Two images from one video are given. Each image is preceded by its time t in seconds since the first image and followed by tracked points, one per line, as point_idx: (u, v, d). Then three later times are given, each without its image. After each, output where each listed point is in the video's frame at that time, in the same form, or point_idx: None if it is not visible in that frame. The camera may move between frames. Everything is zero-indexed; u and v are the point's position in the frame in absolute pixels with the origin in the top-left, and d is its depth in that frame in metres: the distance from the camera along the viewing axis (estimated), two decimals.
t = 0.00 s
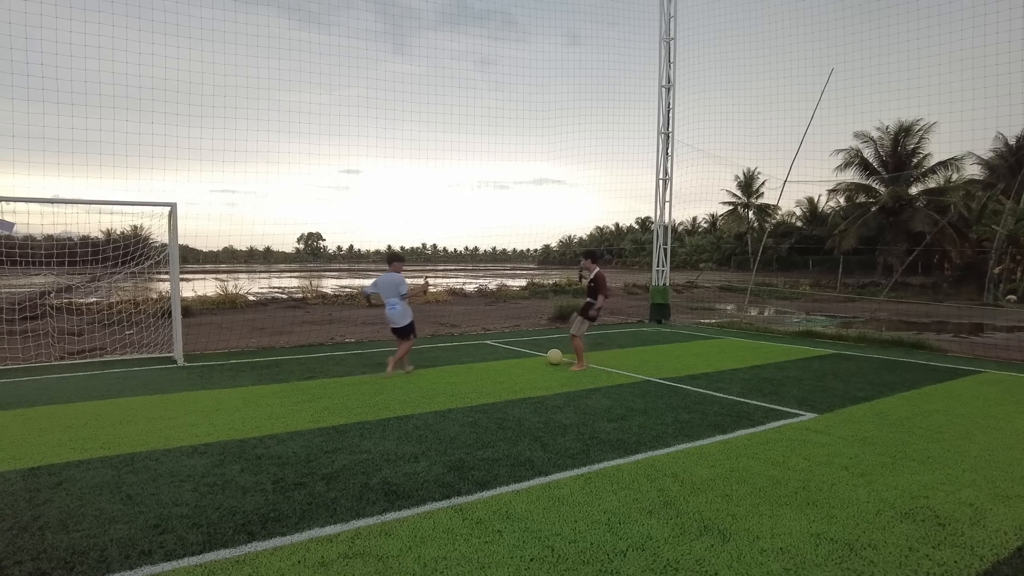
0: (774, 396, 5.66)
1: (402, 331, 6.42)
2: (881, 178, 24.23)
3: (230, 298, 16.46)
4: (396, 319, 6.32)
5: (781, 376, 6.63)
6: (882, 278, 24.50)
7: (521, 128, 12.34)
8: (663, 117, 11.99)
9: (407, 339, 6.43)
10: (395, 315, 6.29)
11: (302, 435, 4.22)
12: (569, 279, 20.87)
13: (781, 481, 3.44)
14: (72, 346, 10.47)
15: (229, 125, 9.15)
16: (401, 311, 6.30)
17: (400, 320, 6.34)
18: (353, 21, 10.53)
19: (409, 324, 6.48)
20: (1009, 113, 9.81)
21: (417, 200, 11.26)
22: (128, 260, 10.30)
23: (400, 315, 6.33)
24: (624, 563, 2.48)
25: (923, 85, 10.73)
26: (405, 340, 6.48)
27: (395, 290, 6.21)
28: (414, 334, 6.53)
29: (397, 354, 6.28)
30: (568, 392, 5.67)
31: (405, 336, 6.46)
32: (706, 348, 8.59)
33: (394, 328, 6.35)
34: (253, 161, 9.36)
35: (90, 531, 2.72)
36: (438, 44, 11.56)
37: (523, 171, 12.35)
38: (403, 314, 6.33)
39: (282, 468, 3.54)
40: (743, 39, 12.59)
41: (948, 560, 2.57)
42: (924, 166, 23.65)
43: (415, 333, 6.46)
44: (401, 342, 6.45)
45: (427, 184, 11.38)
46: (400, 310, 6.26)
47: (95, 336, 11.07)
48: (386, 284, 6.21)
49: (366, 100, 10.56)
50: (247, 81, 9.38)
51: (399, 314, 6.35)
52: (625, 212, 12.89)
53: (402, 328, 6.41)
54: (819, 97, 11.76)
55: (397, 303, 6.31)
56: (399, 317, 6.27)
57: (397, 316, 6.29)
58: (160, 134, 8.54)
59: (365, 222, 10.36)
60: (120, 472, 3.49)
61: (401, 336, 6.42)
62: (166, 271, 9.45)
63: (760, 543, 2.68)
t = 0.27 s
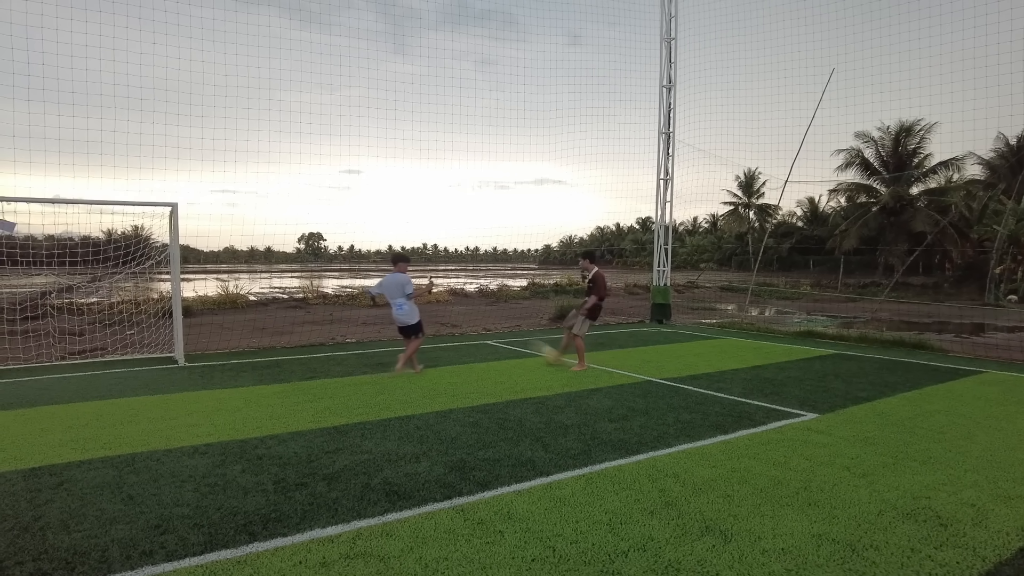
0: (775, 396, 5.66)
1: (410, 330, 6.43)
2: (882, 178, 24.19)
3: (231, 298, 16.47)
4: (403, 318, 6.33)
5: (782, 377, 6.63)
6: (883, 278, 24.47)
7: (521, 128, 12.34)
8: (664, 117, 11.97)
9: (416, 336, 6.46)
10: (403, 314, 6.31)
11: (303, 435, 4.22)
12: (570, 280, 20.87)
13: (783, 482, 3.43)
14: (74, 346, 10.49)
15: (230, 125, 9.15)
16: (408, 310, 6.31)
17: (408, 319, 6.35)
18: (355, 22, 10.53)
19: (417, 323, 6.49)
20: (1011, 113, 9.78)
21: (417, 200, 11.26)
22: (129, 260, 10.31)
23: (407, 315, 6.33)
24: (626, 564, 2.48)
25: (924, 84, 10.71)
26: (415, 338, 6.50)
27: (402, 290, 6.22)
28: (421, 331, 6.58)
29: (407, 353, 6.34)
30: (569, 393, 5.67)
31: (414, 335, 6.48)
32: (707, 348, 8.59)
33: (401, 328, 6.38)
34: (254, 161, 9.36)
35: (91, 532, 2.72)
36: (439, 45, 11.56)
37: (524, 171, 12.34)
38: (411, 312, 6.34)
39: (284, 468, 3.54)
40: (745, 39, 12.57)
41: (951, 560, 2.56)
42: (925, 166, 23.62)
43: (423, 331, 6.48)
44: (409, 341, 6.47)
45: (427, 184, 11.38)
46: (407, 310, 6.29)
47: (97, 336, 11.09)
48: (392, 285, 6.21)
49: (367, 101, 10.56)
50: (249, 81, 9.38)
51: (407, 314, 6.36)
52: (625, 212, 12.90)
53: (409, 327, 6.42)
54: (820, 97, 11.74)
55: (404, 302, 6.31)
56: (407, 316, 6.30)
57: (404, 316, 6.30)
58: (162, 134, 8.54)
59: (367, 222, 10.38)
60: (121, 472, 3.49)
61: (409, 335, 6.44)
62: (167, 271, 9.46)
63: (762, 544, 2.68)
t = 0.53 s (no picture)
0: (777, 396, 5.66)
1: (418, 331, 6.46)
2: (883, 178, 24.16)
3: (232, 298, 16.48)
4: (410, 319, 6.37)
5: (783, 377, 6.62)
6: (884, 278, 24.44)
7: (522, 128, 12.34)
8: (664, 117, 11.96)
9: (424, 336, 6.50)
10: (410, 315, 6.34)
11: (304, 436, 4.21)
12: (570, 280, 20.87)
13: (785, 482, 3.43)
14: (75, 346, 10.50)
15: (230, 125, 9.14)
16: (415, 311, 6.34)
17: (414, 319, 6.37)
18: (356, 21, 10.53)
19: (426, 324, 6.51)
20: (1012, 113, 9.76)
21: (418, 200, 11.27)
22: (130, 260, 10.32)
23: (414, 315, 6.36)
24: (628, 564, 2.47)
25: (925, 85, 10.69)
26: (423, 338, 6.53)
27: (409, 292, 6.26)
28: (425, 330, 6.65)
29: (417, 353, 6.40)
30: (570, 393, 5.66)
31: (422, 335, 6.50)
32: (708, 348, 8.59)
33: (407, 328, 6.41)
34: (255, 161, 9.37)
35: (92, 532, 2.72)
36: (440, 44, 11.55)
37: (524, 171, 12.35)
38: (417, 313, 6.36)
39: (285, 469, 3.54)
40: (745, 39, 12.56)
41: (953, 561, 2.56)
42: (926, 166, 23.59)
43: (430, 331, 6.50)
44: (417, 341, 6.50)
45: (428, 185, 11.38)
46: (414, 310, 6.33)
47: (98, 336, 11.09)
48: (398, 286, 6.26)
49: (367, 100, 10.55)
50: (249, 81, 9.37)
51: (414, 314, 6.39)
52: (626, 212, 12.90)
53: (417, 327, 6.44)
54: (821, 98, 11.74)
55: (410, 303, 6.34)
56: (414, 317, 6.34)
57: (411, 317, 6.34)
58: (163, 134, 8.53)
59: (367, 222, 10.39)
60: (122, 472, 3.48)
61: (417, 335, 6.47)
62: (168, 271, 9.46)
63: (764, 544, 2.67)
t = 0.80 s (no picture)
0: (778, 396, 5.65)
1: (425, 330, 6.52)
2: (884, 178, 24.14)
3: (232, 298, 16.49)
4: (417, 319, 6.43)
5: (784, 377, 6.62)
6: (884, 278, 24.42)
7: (523, 129, 12.35)
8: (664, 117, 11.95)
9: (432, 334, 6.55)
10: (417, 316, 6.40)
11: (305, 436, 4.21)
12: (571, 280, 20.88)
13: (786, 483, 3.42)
14: (76, 346, 10.51)
15: (230, 125, 9.14)
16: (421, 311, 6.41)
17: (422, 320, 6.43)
18: (356, 22, 10.52)
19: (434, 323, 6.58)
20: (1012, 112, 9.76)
21: (419, 200, 11.28)
22: (130, 260, 10.33)
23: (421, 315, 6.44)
24: (629, 565, 2.47)
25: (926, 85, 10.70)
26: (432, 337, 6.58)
27: (415, 293, 6.34)
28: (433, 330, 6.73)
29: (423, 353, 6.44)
30: (571, 393, 5.66)
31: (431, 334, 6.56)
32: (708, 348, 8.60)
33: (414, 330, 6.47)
34: (256, 161, 9.38)
35: (93, 532, 2.72)
36: (441, 44, 11.55)
37: (525, 171, 12.36)
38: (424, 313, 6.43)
39: (286, 469, 3.53)
40: (746, 39, 12.57)
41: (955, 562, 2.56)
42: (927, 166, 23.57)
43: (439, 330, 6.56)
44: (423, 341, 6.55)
45: (429, 185, 11.39)
46: (421, 311, 6.40)
47: (98, 336, 11.11)
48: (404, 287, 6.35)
49: (368, 101, 10.54)
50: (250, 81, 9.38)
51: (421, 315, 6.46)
52: (626, 213, 12.90)
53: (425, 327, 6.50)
54: (821, 99, 11.81)
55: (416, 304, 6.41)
56: (422, 317, 6.41)
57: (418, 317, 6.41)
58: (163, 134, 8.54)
59: (368, 222, 10.41)
60: (123, 472, 3.48)
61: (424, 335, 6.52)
62: (168, 271, 9.47)
63: (766, 545, 2.67)
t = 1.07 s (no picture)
0: (779, 397, 5.65)
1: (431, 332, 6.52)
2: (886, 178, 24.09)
3: (233, 298, 16.50)
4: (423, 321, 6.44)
5: (785, 377, 6.61)
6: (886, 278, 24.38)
7: (523, 128, 12.36)
8: (665, 117, 11.94)
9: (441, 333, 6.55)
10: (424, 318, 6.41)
11: (306, 436, 4.21)
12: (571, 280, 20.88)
13: (788, 484, 3.41)
14: (77, 346, 10.52)
15: (231, 125, 9.14)
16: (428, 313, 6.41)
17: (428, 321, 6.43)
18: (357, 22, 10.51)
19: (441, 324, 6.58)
20: (1013, 113, 9.75)
21: (419, 201, 11.29)
22: (131, 260, 10.34)
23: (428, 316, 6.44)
24: (630, 565, 2.47)
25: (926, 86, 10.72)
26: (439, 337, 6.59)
27: (422, 294, 6.36)
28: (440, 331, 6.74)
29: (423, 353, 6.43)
30: (572, 393, 5.66)
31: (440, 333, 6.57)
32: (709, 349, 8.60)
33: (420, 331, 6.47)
34: (257, 161, 9.40)
35: (95, 532, 2.72)
36: (442, 44, 11.54)
37: (525, 171, 12.37)
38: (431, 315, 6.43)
39: (287, 469, 3.53)
40: (748, 38, 12.57)
41: (957, 563, 2.55)
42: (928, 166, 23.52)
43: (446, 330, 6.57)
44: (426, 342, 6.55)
45: (430, 185, 11.40)
46: (427, 312, 6.41)
47: (99, 335, 11.12)
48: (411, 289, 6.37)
49: (368, 101, 10.54)
50: (251, 81, 9.38)
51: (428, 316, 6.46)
52: (627, 213, 12.87)
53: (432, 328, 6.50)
54: (822, 98, 11.89)
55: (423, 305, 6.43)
56: (428, 318, 6.42)
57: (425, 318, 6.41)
58: (164, 134, 8.54)
59: (368, 222, 10.42)
60: (124, 472, 3.48)
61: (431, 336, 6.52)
62: (169, 271, 9.48)
63: (767, 546, 2.67)
